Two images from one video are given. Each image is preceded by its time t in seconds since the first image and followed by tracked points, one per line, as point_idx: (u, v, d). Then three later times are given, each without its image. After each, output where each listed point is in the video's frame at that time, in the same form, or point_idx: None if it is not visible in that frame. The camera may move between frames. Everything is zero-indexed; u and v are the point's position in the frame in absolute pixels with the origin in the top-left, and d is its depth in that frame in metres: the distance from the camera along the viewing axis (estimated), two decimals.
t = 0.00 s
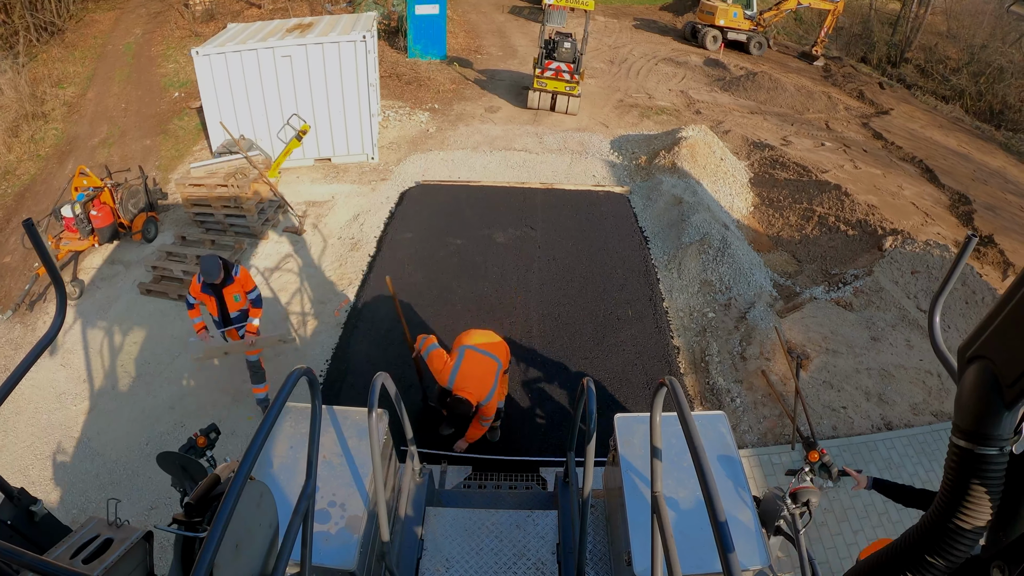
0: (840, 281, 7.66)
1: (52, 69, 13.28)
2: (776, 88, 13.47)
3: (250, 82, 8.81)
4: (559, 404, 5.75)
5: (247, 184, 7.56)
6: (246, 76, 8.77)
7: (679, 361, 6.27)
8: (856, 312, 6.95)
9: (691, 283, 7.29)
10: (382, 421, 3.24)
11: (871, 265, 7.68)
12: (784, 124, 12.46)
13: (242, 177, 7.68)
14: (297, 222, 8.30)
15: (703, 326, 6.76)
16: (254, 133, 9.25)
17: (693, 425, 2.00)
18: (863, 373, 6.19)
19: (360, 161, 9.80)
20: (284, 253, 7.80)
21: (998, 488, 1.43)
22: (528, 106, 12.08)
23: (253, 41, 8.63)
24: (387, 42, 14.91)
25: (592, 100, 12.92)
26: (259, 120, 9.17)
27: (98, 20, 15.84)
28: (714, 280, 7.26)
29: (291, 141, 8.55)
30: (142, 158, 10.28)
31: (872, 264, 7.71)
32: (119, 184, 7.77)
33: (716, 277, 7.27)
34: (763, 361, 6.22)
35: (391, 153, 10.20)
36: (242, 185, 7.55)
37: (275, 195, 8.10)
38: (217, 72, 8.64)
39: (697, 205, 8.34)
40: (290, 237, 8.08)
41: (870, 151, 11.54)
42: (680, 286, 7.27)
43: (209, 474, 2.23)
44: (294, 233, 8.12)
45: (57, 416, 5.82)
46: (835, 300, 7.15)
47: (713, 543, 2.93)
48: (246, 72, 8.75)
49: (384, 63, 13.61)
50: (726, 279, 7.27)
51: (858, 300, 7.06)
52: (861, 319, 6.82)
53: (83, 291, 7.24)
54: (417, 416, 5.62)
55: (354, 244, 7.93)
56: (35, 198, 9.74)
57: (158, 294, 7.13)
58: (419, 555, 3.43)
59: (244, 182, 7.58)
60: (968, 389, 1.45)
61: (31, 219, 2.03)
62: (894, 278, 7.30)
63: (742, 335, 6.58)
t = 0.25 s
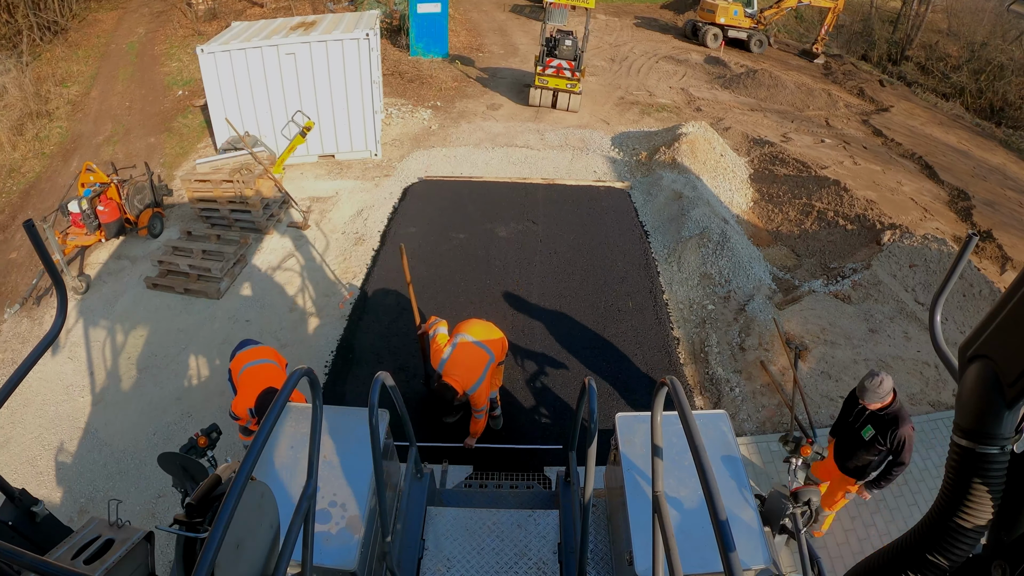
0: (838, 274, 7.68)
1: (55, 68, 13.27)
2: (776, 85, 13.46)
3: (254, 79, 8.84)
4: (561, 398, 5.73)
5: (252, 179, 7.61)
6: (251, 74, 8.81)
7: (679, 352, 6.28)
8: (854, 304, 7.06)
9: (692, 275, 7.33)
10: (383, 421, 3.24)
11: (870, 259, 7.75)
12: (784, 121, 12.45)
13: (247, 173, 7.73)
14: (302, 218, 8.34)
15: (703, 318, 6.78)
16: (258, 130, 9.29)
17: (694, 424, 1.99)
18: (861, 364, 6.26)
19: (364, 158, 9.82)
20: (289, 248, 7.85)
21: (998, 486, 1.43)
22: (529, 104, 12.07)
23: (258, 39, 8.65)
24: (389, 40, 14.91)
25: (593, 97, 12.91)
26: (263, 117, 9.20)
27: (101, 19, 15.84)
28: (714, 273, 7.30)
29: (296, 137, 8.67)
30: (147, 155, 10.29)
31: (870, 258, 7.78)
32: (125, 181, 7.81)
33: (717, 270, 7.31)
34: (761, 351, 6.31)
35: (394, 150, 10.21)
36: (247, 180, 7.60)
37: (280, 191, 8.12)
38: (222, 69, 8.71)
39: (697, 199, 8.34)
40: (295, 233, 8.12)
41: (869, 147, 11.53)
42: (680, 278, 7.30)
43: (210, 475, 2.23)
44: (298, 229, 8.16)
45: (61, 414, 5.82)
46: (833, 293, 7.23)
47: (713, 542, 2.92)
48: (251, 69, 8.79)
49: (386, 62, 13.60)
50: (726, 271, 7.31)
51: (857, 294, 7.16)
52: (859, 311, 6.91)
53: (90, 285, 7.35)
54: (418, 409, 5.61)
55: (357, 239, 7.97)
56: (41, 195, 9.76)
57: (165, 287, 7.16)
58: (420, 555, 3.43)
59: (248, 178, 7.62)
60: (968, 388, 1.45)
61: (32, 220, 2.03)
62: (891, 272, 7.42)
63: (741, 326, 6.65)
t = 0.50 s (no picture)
0: (836, 267, 7.75)
1: (59, 68, 13.27)
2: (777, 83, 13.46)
3: (258, 77, 8.81)
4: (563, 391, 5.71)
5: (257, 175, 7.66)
6: (255, 72, 8.77)
7: (679, 343, 6.28)
8: (852, 296, 7.09)
9: (691, 268, 7.34)
10: (384, 421, 3.24)
11: (868, 253, 7.76)
12: (784, 118, 12.44)
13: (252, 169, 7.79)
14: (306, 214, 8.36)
15: (701, 310, 6.78)
16: (262, 127, 9.24)
17: (695, 424, 1.99)
18: (857, 355, 6.32)
19: (366, 155, 9.85)
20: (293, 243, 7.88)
21: (999, 485, 1.43)
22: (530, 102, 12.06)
23: (262, 37, 8.65)
24: (391, 39, 14.91)
25: (593, 95, 12.90)
26: (267, 114, 9.17)
27: (104, 19, 15.84)
28: (713, 267, 7.33)
29: (300, 133, 8.64)
30: (151, 153, 10.29)
31: (868, 251, 7.80)
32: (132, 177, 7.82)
33: (715, 264, 7.34)
34: (760, 342, 6.37)
35: (396, 147, 10.22)
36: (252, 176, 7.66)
37: (284, 188, 8.16)
38: (227, 68, 8.66)
39: (696, 195, 8.37)
40: (299, 229, 8.14)
41: (869, 144, 11.52)
42: (679, 271, 7.31)
43: (211, 475, 2.23)
44: (303, 225, 8.18)
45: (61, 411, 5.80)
46: (831, 286, 7.26)
47: (715, 542, 2.92)
48: (255, 67, 8.76)
49: (388, 60, 13.60)
50: (725, 265, 7.34)
51: (854, 287, 7.19)
52: (857, 304, 6.96)
53: (96, 280, 7.34)
54: (419, 402, 5.60)
55: (361, 233, 7.99)
56: (46, 192, 9.78)
57: (171, 283, 7.21)
58: (420, 555, 3.43)
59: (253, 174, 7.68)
60: (969, 388, 1.45)
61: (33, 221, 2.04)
62: (889, 265, 7.45)
63: (739, 318, 6.67)
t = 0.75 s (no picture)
0: (832, 263, 7.74)
1: (62, 66, 13.27)
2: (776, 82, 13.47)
3: (262, 75, 8.81)
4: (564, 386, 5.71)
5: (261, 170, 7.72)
6: (259, 70, 8.76)
7: (676, 334, 6.28)
8: (847, 291, 7.09)
9: (688, 262, 7.35)
10: (383, 420, 3.23)
11: (864, 248, 7.75)
12: (783, 117, 12.45)
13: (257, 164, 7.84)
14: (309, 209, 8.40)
15: (699, 303, 6.79)
16: (265, 124, 9.25)
17: (693, 424, 1.99)
18: (852, 347, 6.32)
19: (368, 152, 9.85)
20: (297, 237, 7.92)
21: (998, 484, 1.43)
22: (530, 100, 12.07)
23: (266, 35, 8.63)
24: (392, 38, 14.91)
25: (593, 94, 12.90)
26: (270, 111, 9.17)
27: (106, 18, 15.83)
28: (710, 261, 7.33)
29: (303, 131, 8.67)
30: (154, 150, 10.29)
31: (865, 247, 7.78)
32: (136, 173, 7.94)
33: (713, 258, 7.34)
34: (756, 334, 6.38)
35: (398, 144, 10.23)
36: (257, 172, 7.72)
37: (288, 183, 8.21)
38: (231, 67, 8.65)
39: (694, 190, 8.37)
40: (303, 224, 8.17)
41: (867, 143, 11.53)
42: (676, 265, 7.32)
43: (211, 474, 2.22)
44: (307, 220, 8.21)
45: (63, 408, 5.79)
46: (827, 280, 7.26)
47: (713, 542, 2.92)
48: (259, 65, 8.76)
49: (389, 59, 13.60)
50: (722, 260, 7.35)
51: (849, 281, 7.19)
52: (852, 298, 6.96)
53: (101, 274, 7.40)
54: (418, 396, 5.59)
55: (363, 228, 8.00)
56: (50, 189, 9.79)
57: (176, 275, 7.26)
58: (419, 554, 3.43)
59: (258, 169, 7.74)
60: (968, 389, 1.45)
61: (31, 220, 2.03)
62: (885, 261, 7.45)
63: (736, 311, 6.66)
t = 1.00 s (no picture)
0: (830, 257, 7.74)
1: (66, 65, 13.26)
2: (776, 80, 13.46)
3: (267, 73, 8.82)
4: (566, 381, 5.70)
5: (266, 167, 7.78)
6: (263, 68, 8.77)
7: (674, 325, 6.36)
8: (844, 284, 7.10)
9: (687, 257, 7.37)
10: (384, 420, 3.23)
11: (861, 244, 7.74)
12: (783, 115, 12.44)
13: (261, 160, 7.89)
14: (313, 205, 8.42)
15: (697, 296, 6.81)
16: (269, 121, 9.26)
17: (694, 423, 1.99)
18: (849, 339, 6.32)
19: (371, 149, 9.85)
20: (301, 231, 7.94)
21: (998, 484, 1.43)
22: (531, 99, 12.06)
23: (270, 33, 8.64)
24: (393, 37, 14.91)
25: (593, 93, 12.90)
26: (274, 108, 9.18)
27: (109, 17, 15.83)
28: (709, 256, 7.33)
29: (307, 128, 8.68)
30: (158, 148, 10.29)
31: (862, 242, 7.78)
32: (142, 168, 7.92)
33: (711, 253, 7.35)
34: (753, 326, 6.37)
35: (401, 141, 10.22)
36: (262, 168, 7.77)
37: (292, 179, 8.24)
38: (235, 65, 8.67)
39: (692, 186, 8.38)
40: (307, 219, 8.19)
41: (865, 141, 11.52)
42: (675, 260, 7.35)
43: (211, 474, 2.22)
44: (310, 216, 8.22)
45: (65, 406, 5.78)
46: (824, 274, 7.27)
47: (714, 541, 2.92)
48: (263, 63, 8.77)
49: (391, 58, 13.59)
50: (720, 254, 7.36)
51: (847, 275, 7.19)
52: (849, 291, 6.97)
53: (108, 268, 7.44)
54: (419, 390, 5.60)
55: (366, 223, 8.01)
56: (56, 185, 9.79)
57: (182, 270, 7.28)
58: (420, 553, 3.43)
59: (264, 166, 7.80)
60: (967, 388, 1.45)
61: (31, 220, 2.03)
62: (882, 255, 7.45)
63: (734, 304, 6.67)
